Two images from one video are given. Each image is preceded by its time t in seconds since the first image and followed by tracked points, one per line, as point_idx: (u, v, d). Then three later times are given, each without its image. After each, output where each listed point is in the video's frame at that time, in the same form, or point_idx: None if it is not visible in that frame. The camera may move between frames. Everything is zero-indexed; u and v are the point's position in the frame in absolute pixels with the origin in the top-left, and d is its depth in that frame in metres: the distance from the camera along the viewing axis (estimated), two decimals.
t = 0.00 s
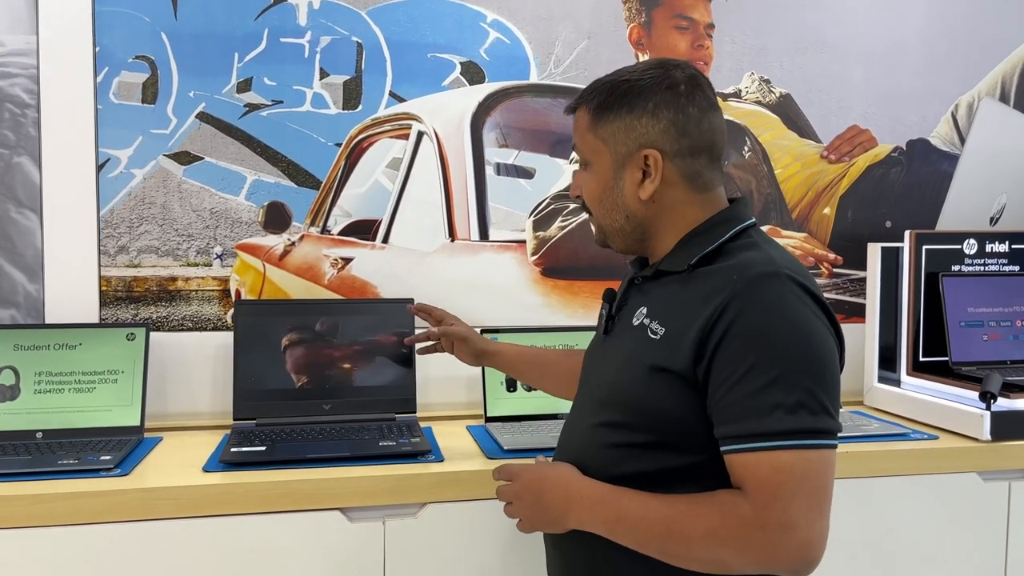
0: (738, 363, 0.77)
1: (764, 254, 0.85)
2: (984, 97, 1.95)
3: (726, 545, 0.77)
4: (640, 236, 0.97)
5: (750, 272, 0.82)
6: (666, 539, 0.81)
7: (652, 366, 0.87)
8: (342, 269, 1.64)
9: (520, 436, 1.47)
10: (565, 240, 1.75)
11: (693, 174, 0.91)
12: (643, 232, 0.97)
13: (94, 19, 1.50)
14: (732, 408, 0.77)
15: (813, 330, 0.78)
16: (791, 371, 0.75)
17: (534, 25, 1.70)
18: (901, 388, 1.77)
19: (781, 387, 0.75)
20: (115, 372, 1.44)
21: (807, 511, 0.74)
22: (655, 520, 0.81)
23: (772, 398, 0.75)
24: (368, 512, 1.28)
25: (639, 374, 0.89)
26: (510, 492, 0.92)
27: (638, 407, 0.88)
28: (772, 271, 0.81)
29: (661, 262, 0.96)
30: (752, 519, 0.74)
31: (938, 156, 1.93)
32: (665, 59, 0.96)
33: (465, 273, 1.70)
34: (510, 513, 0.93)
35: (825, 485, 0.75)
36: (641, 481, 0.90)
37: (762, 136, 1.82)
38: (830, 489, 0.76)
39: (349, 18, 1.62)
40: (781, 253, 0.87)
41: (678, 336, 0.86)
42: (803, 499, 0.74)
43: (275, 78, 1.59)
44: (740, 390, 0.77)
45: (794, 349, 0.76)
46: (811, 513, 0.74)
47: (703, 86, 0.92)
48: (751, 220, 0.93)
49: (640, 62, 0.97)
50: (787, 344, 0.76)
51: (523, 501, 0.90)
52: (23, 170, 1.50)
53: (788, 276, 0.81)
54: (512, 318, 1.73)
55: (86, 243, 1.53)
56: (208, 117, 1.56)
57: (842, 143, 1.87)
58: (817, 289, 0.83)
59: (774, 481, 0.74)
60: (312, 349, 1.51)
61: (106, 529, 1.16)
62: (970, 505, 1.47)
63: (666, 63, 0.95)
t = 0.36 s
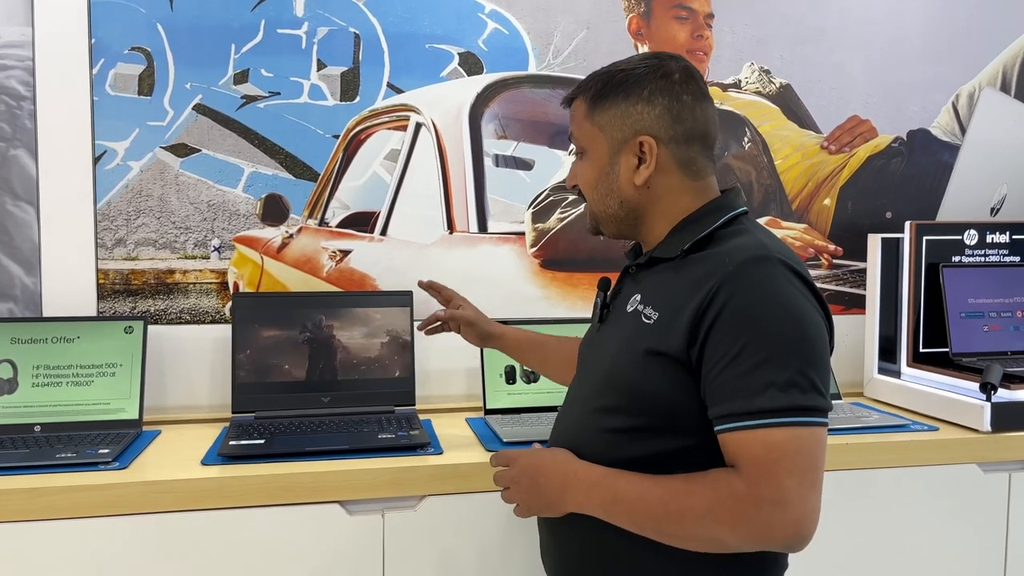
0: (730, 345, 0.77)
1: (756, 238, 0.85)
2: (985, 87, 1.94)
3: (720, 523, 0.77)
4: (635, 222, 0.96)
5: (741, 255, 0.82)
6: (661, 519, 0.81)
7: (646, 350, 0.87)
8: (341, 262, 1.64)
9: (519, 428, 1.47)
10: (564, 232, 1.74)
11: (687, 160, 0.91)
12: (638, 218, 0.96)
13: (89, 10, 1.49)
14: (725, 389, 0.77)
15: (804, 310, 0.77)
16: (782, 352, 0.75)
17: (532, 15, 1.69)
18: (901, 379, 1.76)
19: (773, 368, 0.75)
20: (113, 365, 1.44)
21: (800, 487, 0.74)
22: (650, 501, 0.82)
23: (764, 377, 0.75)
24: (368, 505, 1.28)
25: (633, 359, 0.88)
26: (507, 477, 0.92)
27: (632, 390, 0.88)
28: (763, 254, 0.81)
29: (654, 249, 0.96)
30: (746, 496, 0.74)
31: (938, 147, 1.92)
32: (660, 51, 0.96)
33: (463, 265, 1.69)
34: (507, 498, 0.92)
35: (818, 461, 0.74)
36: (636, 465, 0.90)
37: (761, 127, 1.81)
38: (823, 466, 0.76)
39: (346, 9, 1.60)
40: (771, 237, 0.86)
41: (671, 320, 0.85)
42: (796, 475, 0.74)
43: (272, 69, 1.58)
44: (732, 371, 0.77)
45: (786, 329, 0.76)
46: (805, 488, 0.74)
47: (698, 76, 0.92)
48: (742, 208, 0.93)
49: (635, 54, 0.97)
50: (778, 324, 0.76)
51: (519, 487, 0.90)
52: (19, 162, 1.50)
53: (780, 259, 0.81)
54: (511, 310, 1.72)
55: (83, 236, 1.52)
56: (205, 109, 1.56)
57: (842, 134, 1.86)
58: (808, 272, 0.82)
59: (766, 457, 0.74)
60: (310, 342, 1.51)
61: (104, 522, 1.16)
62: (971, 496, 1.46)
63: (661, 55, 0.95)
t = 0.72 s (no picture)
0: (714, 328, 0.78)
1: (739, 225, 0.86)
2: (985, 79, 1.94)
3: (710, 500, 0.77)
4: (621, 216, 0.96)
5: (724, 241, 0.83)
6: (652, 497, 0.81)
7: (633, 338, 0.88)
8: (339, 256, 1.64)
9: (517, 422, 1.47)
10: (562, 226, 1.74)
11: (669, 155, 0.91)
12: (624, 213, 0.96)
13: (85, 3, 1.48)
14: (709, 372, 0.78)
15: (784, 290, 0.78)
16: (764, 333, 0.76)
17: (530, 8, 1.68)
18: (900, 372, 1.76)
19: (755, 348, 0.76)
20: (111, 360, 1.43)
21: (786, 460, 0.74)
22: (641, 482, 0.82)
23: (746, 357, 0.76)
24: (366, 499, 1.27)
25: (621, 348, 0.89)
26: (504, 465, 0.93)
27: (621, 377, 0.89)
28: (744, 240, 0.82)
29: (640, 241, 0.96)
30: (732, 471, 0.74)
31: (938, 139, 1.91)
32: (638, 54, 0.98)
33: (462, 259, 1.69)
34: (505, 487, 0.94)
35: (803, 435, 0.75)
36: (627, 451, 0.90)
37: (761, 120, 1.81)
38: (808, 442, 0.76)
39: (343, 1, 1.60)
40: (752, 226, 0.87)
41: (658, 307, 0.86)
42: (782, 450, 0.74)
43: (269, 63, 1.57)
44: (717, 354, 0.77)
45: (766, 310, 0.77)
46: (790, 462, 0.74)
47: (676, 76, 0.93)
48: (722, 200, 0.93)
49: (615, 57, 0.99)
50: (759, 304, 0.77)
51: (517, 474, 0.91)
52: (16, 157, 1.49)
53: (761, 244, 0.82)
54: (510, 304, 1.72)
55: (80, 231, 1.52)
56: (202, 103, 1.55)
57: (841, 126, 1.86)
58: (788, 258, 0.83)
59: (752, 433, 0.74)
60: (308, 336, 1.50)
61: (102, 517, 1.16)
62: (970, 489, 1.46)
63: (640, 57, 0.97)
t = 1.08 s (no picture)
0: (706, 322, 0.79)
1: (729, 222, 0.87)
2: (985, 75, 1.94)
3: (703, 488, 0.78)
4: (614, 210, 0.97)
5: (715, 237, 0.83)
6: (647, 487, 0.82)
7: (627, 333, 0.88)
8: (339, 253, 1.64)
9: (517, 418, 1.47)
10: (562, 222, 1.74)
11: (667, 156, 0.92)
12: (617, 207, 0.96)
13: None
14: (701, 364, 0.78)
15: (773, 284, 0.79)
16: (754, 326, 0.77)
17: (529, 3, 1.68)
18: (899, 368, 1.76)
19: (746, 340, 0.76)
20: (111, 356, 1.43)
21: (776, 449, 0.75)
22: (635, 473, 0.82)
23: (737, 349, 0.76)
24: (366, 495, 1.28)
25: (615, 343, 0.89)
26: (503, 458, 0.93)
27: (615, 371, 0.89)
28: (735, 237, 0.82)
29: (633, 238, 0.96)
30: (724, 459, 0.75)
31: (938, 135, 1.91)
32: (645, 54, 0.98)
33: (461, 255, 1.69)
34: (504, 478, 0.94)
35: (793, 426, 0.76)
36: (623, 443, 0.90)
37: (760, 116, 1.81)
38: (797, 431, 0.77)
39: None
40: (741, 223, 0.88)
41: (651, 301, 0.87)
42: (772, 438, 0.75)
43: (268, 59, 1.57)
44: (709, 346, 0.78)
45: (756, 303, 0.77)
46: (781, 451, 0.75)
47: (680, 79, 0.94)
48: (712, 197, 0.94)
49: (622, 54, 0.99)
50: (749, 298, 0.77)
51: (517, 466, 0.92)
52: (15, 153, 1.49)
53: (750, 242, 0.83)
54: (509, 301, 1.72)
55: (80, 228, 1.52)
56: (202, 99, 1.55)
57: (841, 122, 1.86)
58: (776, 254, 0.84)
59: (744, 422, 0.75)
60: (308, 333, 1.51)
61: (103, 513, 1.16)
62: (969, 485, 1.47)
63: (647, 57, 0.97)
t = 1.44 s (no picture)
0: (710, 321, 0.79)
1: (730, 225, 0.88)
2: (984, 76, 1.94)
3: (706, 483, 0.79)
4: (631, 208, 0.97)
5: (718, 239, 0.84)
6: (650, 483, 0.82)
7: (629, 332, 0.88)
8: (338, 253, 1.64)
9: (516, 418, 1.47)
10: (561, 223, 1.74)
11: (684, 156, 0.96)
12: (636, 205, 0.96)
13: None
14: (706, 363, 0.79)
15: (775, 284, 0.80)
16: (757, 325, 0.78)
17: (529, 4, 1.68)
18: (898, 368, 1.77)
19: (749, 340, 0.77)
20: (111, 356, 1.44)
21: (779, 445, 0.76)
22: (639, 470, 0.83)
23: (740, 349, 0.77)
24: (366, 496, 1.28)
25: (617, 342, 0.89)
26: (507, 455, 0.94)
27: (617, 370, 0.89)
28: (736, 240, 0.83)
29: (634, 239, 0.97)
30: (728, 455, 0.76)
31: (937, 136, 1.92)
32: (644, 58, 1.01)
33: (460, 255, 1.70)
34: (507, 476, 0.95)
35: (793, 423, 0.77)
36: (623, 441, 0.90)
37: (758, 117, 1.81)
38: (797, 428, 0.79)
39: None
40: (740, 225, 0.89)
41: (654, 302, 0.87)
42: (774, 434, 0.76)
43: (268, 60, 1.57)
44: (713, 345, 0.78)
45: (759, 304, 0.78)
46: (782, 446, 0.77)
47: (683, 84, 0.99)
48: (712, 201, 0.95)
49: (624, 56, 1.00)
50: (752, 298, 0.78)
51: (520, 463, 0.92)
52: (15, 154, 1.49)
53: (751, 245, 0.84)
54: (509, 301, 1.73)
55: (80, 228, 1.52)
56: (202, 100, 1.55)
57: (840, 123, 1.86)
58: (775, 258, 0.85)
59: (748, 419, 0.76)
60: (309, 334, 1.51)
61: (103, 514, 1.16)
62: (967, 485, 1.47)
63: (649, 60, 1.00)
